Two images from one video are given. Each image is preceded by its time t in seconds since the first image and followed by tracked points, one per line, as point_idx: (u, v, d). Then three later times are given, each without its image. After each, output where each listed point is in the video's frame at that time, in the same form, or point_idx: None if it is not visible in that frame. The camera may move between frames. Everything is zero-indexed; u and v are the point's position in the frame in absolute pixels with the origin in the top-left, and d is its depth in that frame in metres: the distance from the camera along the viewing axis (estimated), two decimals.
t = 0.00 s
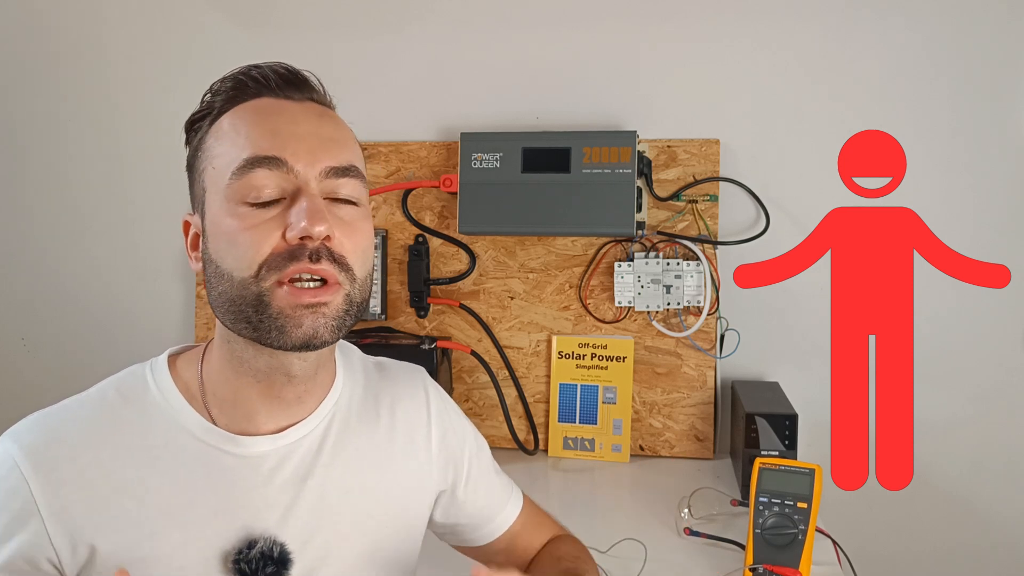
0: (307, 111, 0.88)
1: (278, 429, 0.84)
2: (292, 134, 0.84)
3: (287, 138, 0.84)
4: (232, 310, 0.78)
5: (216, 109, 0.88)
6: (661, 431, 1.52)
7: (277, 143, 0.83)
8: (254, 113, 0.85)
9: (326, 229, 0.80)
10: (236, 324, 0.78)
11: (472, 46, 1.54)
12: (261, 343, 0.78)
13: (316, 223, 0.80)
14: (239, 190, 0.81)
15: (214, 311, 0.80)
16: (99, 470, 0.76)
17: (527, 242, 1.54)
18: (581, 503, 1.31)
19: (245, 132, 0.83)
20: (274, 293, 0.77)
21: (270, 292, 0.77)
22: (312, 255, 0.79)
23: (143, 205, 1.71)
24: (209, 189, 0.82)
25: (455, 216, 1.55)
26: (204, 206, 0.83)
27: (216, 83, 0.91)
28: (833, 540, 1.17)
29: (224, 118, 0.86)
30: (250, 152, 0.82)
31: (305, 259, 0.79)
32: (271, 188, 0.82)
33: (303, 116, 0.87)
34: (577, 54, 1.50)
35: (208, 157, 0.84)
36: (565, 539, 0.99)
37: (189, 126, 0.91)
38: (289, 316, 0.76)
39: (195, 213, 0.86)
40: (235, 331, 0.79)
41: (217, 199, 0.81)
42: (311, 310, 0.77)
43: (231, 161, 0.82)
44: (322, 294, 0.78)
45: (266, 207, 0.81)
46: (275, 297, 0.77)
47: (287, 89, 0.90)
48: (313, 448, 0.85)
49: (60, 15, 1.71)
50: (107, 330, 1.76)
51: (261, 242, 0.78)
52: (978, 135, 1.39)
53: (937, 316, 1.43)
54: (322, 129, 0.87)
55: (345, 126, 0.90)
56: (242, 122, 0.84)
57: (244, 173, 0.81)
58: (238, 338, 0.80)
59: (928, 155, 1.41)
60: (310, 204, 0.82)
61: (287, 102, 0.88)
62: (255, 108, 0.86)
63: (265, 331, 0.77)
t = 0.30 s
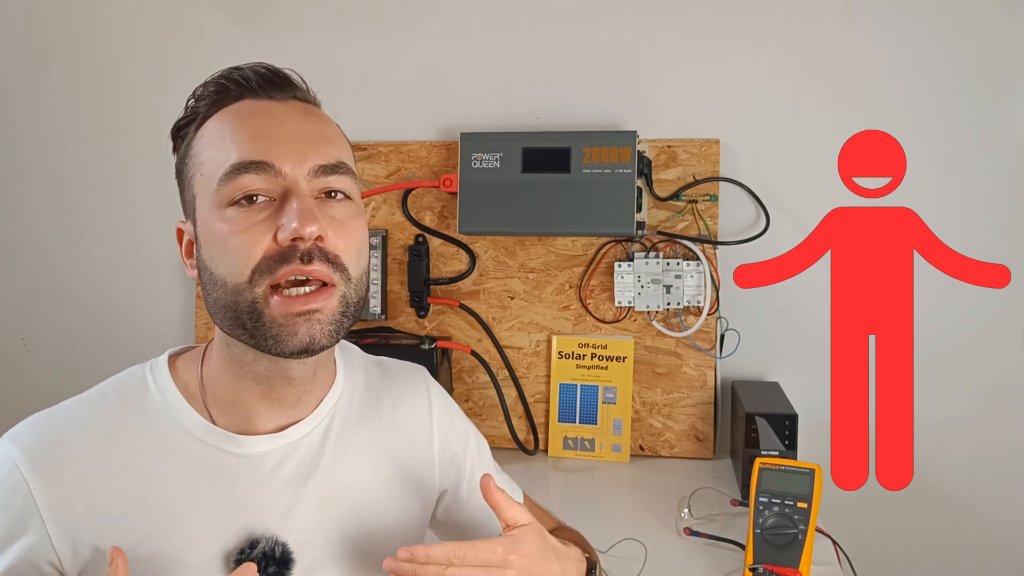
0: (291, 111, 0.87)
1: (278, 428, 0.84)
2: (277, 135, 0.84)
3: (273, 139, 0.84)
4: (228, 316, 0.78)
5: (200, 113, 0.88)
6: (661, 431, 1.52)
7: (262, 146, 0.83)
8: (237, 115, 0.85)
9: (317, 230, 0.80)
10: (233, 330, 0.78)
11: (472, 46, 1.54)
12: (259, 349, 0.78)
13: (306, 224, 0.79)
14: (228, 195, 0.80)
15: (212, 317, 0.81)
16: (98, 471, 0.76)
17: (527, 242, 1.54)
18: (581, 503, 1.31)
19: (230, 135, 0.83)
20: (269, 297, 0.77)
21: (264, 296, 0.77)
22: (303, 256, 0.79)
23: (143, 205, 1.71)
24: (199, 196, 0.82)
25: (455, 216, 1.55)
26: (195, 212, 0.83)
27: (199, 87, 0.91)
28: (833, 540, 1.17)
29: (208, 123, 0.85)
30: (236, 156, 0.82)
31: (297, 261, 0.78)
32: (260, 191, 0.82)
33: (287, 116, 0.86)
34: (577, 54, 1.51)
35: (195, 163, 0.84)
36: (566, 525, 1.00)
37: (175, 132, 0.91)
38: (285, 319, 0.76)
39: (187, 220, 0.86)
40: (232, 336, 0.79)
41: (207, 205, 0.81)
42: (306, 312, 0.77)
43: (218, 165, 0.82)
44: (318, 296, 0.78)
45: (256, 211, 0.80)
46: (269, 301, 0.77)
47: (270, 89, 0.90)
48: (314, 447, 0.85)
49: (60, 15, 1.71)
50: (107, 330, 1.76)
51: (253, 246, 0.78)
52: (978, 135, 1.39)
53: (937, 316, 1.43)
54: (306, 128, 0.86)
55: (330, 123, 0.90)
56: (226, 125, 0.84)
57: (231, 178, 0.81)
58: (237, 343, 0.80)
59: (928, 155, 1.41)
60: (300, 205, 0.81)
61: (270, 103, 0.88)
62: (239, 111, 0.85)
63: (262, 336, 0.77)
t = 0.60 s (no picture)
0: (292, 113, 0.87)
1: (279, 428, 0.84)
2: (278, 138, 0.84)
3: (273, 142, 0.83)
4: (230, 318, 0.78)
5: (201, 113, 0.88)
6: (661, 431, 1.52)
7: (263, 150, 0.83)
8: (237, 118, 0.85)
9: (318, 235, 0.80)
10: (233, 330, 0.78)
11: (472, 46, 1.54)
12: (261, 349, 0.79)
13: (308, 230, 0.79)
14: (228, 197, 0.80)
15: (213, 318, 0.81)
16: (99, 472, 0.76)
17: (527, 242, 1.53)
18: (581, 503, 1.31)
19: (230, 138, 0.83)
20: (270, 299, 0.77)
21: (266, 299, 0.77)
22: (305, 261, 0.79)
23: (143, 205, 1.71)
24: (199, 199, 0.82)
25: (455, 216, 1.55)
26: (196, 213, 0.83)
27: (200, 86, 0.91)
28: (833, 540, 1.17)
29: (208, 125, 0.85)
30: (237, 159, 0.82)
31: (299, 265, 0.78)
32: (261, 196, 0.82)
33: (287, 118, 0.86)
34: (576, 54, 1.50)
35: (196, 164, 0.84)
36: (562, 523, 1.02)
37: (176, 130, 0.91)
38: (288, 321, 0.76)
39: (187, 221, 0.86)
40: (233, 337, 0.79)
41: (208, 207, 0.81)
42: (311, 310, 0.77)
43: (219, 168, 0.82)
44: (319, 299, 0.78)
45: (257, 215, 0.80)
46: (271, 303, 0.77)
47: (270, 90, 0.90)
48: (314, 447, 0.85)
49: (60, 15, 1.71)
50: (107, 330, 1.76)
51: (254, 249, 0.78)
52: (978, 135, 1.39)
53: (937, 317, 1.43)
54: (307, 132, 0.86)
55: (330, 126, 0.90)
56: (226, 128, 0.84)
57: (232, 181, 0.81)
58: (237, 342, 0.80)
59: (928, 155, 1.41)
60: (301, 209, 0.81)
61: (270, 104, 0.87)
62: (238, 114, 0.85)
63: (264, 338, 0.77)
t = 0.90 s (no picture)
0: (272, 117, 0.86)
1: (278, 429, 0.84)
2: (258, 145, 0.82)
3: (253, 148, 0.82)
4: (221, 327, 0.79)
5: (180, 120, 0.86)
6: (661, 431, 1.52)
7: (242, 158, 0.81)
8: (216, 125, 0.83)
9: (303, 242, 0.80)
10: (226, 338, 0.79)
11: (472, 46, 1.54)
12: (254, 356, 0.80)
13: (292, 238, 0.79)
14: (212, 206, 0.80)
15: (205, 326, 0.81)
16: (98, 474, 0.76)
17: (527, 242, 1.53)
18: (581, 503, 1.31)
19: (211, 145, 0.82)
20: (259, 308, 0.78)
21: (255, 308, 0.78)
22: (291, 268, 0.79)
23: (143, 205, 1.71)
24: (184, 208, 0.82)
25: (455, 216, 1.55)
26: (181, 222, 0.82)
27: (179, 90, 0.89)
28: (833, 540, 1.17)
29: (188, 133, 0.84)
30: (218, 167, 0.81)
31: (285, 273, 0.78)
32: (244, 204, 0.81)
33: (266, 122, 0.85)
34: (576, 54, 1.50)
35: (179, 172, 0.83)
36: (562, 535, 1.01)
37: (158, 136, 0.89)
38: (278, 329, 0.77)
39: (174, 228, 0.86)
40: (227, 344, 0.80)
41: (193, 217, 0.81)
42: (301, 317, 0.78)
43: (201, 177, 0.81)
44: (308, 305, 0.79)
45: (242, 224, 0.80)
46: (260, 313, 0.77)
47: (249, 93, 0.88)
48: (313, 448, 0.85)
49: (60, 15, 1.71)
50: (107, 330, 1.76)
51: (240, 259, 0.78)
52: (978, 135, 1.39)
53: (937, 317, 1.43)
54: (287, 136, 0.85)
55: (311, 127, 0.88)
56: (206, 136, 0.82)
57: (215, 191, 0.80)
58: (231, 348, 0.81)
59: (928, 155, 1.41)
60: (285, 217, 0.81)
61: (249, 108, 0.86)
62: (217, 121, 0.83)
63: (256, 346, 0.78)
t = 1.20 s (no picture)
0: (237, 119, 0.85)
1: (269, 435, 0.84)
2: (222, 149, 0.82)
3: (218, 153, 0.82)
4: (200, 335, 0.79)
5: (148, 128, 0.86)
6: (661, 431, 1.52)
7: (209, 163, 0.81)
8: (181, 131, 0.83)
9: (274, 245, 0.80)
10: (207, 346, 0.80)
11: (471, 46, 1.54)
12: (234, 363, 0.80)
13: (262, 242, 0.79)
14: (182, 215, 0.80)
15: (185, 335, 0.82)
16: (92, 479, 0.76)
17: (527, 241, 1.53)
18: (580, 503, 1.31)
19: (177, 153, 0.82)
20: (235, 315, 0.78)
21: (231, 315, 0.78)
22: (264, 273, 0.79)
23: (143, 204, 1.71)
24: (157, 217, 0.82)
25: (455, 216, 1.55)
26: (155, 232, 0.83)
27: (147, 98, 0.89)
28: (833, 540, 1.17)
29: (155, 142, 0.84)
30: (184, 175, 0.81)
31: (258, 278, 0.78)
32: (214, 210, 0.81)
33: (230, 125, 0.84)
34: (576, 54, 1.50)
35: (149, 182, 0.84)
36: (563, 555, 0.98)
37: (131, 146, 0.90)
38: (256, 335, 0.78)
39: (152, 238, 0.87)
40: (208, 352, 0.80)
41: (165, 227, 0.81)
42: (277, 322, 0.78)
43: (169, 186, 0.81)
44: (283, 309, 0.79)
45: (213, 230, 0.80)
46: (236, 320, 0.77)
47: (213, 95, 0.87)
48: (308, 452, 0.85)
49: (59, 15, 1.71)
50: (108, 330, 1.76)
51: (213, 266, 0.78)
52: (978, 135, 1.39)
53: (937, 317, 1.43)
54: (252, 138, 0.84)
55: (278, 127, 0.88)
56: (172, 143, 0.83)
57: (183, 199, 0.80)
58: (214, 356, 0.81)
59: (928, 155, 1.41)
60: (255, 221, 0.81)
61: (213, 112, 0.85)
62: (182, 127, 0.84)
63: (233, 353, 0.78)
